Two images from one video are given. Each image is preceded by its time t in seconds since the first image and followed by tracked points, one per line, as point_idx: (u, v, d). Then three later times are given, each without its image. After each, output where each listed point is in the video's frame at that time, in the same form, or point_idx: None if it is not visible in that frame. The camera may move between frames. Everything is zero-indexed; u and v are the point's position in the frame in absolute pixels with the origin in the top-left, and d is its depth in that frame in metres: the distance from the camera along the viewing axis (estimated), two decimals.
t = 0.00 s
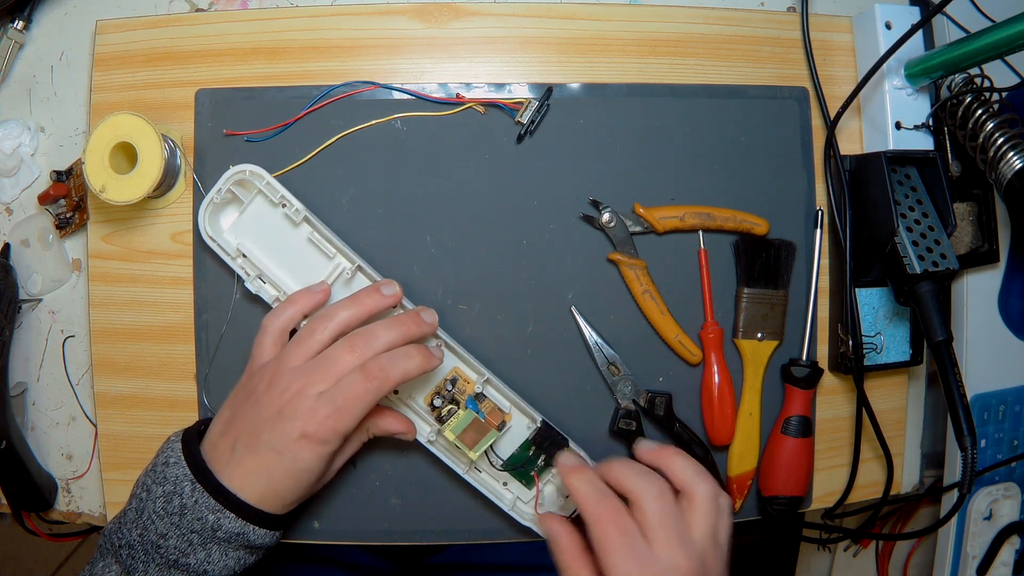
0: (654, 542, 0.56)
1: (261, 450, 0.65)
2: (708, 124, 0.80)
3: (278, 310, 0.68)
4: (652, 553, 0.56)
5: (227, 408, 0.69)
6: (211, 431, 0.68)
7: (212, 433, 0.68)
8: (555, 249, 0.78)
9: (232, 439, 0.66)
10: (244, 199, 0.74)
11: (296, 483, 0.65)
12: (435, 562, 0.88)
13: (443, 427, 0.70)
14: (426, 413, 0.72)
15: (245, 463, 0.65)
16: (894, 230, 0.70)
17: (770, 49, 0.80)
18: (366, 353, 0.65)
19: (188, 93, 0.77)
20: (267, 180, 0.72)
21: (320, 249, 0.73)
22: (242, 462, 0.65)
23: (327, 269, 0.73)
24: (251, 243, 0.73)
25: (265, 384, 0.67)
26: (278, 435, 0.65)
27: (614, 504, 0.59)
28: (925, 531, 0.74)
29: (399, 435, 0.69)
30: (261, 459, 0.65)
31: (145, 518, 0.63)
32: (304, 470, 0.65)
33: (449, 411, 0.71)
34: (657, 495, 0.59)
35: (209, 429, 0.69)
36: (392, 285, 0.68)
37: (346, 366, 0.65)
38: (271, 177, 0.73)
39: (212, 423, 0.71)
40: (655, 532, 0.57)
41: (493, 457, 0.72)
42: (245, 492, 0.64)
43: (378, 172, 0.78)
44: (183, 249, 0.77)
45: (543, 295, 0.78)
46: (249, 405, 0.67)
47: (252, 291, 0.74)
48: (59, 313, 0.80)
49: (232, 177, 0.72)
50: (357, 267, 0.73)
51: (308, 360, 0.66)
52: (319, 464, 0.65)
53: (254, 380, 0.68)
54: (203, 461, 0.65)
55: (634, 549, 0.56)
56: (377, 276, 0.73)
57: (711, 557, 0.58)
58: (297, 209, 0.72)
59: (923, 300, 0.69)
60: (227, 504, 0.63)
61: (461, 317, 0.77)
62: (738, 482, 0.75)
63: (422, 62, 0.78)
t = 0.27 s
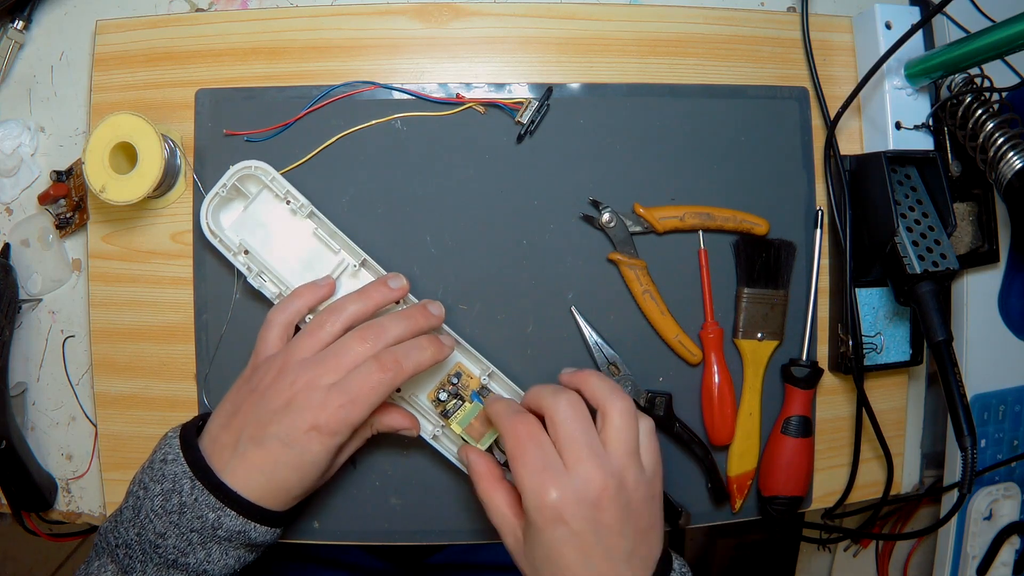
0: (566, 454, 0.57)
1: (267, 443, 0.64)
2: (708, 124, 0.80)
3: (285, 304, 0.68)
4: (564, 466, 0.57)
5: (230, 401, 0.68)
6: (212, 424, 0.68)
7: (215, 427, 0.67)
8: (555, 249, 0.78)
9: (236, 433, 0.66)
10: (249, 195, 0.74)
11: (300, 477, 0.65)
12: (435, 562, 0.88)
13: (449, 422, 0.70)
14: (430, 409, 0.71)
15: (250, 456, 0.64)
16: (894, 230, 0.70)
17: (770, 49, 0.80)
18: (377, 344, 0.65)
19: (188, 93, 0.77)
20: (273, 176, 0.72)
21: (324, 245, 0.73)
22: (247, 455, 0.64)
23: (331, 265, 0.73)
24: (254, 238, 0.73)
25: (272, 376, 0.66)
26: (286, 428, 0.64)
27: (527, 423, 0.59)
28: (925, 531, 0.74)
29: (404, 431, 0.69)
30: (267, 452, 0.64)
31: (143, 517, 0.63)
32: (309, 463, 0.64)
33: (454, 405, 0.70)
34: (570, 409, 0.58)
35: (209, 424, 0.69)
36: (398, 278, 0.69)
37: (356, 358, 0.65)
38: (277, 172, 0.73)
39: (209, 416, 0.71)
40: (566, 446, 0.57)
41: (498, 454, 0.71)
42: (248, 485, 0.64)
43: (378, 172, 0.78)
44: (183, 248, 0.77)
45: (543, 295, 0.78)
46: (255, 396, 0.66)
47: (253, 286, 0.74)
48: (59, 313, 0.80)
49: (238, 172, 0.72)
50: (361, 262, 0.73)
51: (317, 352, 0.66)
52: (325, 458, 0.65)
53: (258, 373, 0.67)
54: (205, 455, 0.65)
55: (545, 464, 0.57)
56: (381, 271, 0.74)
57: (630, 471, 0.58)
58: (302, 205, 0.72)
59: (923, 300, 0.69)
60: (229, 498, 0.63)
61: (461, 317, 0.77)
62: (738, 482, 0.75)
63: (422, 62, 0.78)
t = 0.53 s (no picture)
0: (569, 465, 0.57)
1: (267, 446, 0.63)
2: (708, 124, 0.80)
3: (284, 304, 0.68)
4: (567, 477, 0.56)
5: (231, 403, 0.67)
6: (212, 425, 0.67)
7: (215, 429, 0.66)
8: (555, 249, 0.78)
9: (237, 435, 0.65)
10: (248, 195, 0.74)
11: (301, 479, 0.64)
12: (434, 562, 0.88)
13: (448, 423, 0.70)
14: (430, 410, 0.71)
15: (251, 458, 0.63)
16: (894, 230, 0.70)
17: (770, 49, 0.80)
18: (376, 345, 0.64)
19: (188, 93, 0.77)
20: (271, 177, 0.72)
21: (323, 246, 0.73)
22: (247, 457, 0.63)
23: (330, 265, 0.73)
24: (254, 239, 0.73)
25: (271, 378, 0.65)
26: (286, 429, 0.63)
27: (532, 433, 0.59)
28: (925, 531, 0.74)
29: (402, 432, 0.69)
30: (268, 454, 0.63)
31: (144, 520, 0.63)
32: (310, 465, 0.63)
33: (453, 406, 0.71)
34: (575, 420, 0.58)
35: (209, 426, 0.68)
36: (397, 278, 0.69)
37: (357, 359, 0.64)
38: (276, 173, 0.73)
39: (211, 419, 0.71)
40: (570, 457, 0.57)
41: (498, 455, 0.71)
42: (250, 487, 0.63)
43: (378, 172, 0.78)
44: (183, 248, 0.77)
45: (543, 295, 0.78)
46: (255, 398, 0.65)
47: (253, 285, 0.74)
48: (59, 313, 0.80)
49: (237, 173, 0.72)
50: (361, 263, 0.73)
51: (317, 354, 0.65)
52: (327, 460, 0.64)
53: (259, 375, 0.67)
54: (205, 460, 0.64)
55: (548, 474, 0.56)
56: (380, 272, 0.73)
57: (628, 483, 0.59)
58: (301, 205, 0.72)
59: (923, 300, 0.69)
60: (231, 500, 0.62)
61: (461, 317, 0.77)
62: (738, 482, 0.75)
63: (422, 62, 0.78)
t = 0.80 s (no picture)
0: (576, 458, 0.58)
1: (270, 445, 0.63)
2: (708, 124, 0.80)
3: (285, 308, 0.68)
4: (574, 470, 0.57)
5: (238, 404, 0.68)
6: (220, 427, 0.68)
7: (224, 426, 0.68)
8: (555, 249, 0.78)
9: (242, 433, 0.65)
10: (249, 195, 0.74)
11: (304, 477, 0.64)
12: (434, 562, 0.88)
13: (449, 422, 0.71)
14: (430, 410, 0.71)
15: (254, 455, 0.63)
16: (894, 230, 0.70)
17: (770, 49, 0.80)
18: (377, 342, 0.65)
19: (188, 93, 0.77)
20: (273, 176, 0.72)
21: (324, 245, 0.73)
22: (250, 454, 0.64)
23: (331, 265, 0.73)
24: (254, 239, 0.73)
25: (277, 378, 0.66)
26: (288, 425, 0.63)
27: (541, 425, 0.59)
28: (926, 531, 0.74)
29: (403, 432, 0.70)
30: (270, 451, 0.63)
31: (147, 516, 0.62)
32: (312, 462, 0.64)
33: (453, 405, 0.71)
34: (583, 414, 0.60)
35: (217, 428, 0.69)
36: (398, 278, 0.69)
37: (357, 356, 0.65)
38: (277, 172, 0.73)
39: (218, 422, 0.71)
40: (578, 450, 0.58)
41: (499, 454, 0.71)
42: (255, 487, 0.63)
43: (378, 172, 0.78)
44: (183, 248, 0.77)
45: (542, 295, 0.78)
46: (260, 397, 0.66)
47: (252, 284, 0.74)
48: (59, 313, 0.80)
49: (238, 172, 0.72)
50: (362, 263, 0.73)
51: (320, 353, 0.65)
52: (329, 457, 0.64)
53: (265, 375, 0.67)
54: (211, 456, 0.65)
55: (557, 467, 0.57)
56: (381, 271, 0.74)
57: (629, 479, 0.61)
58: (302, 205, 0.72)
59: (923, 300, 0.69)
60: (233, 498, 0.62)
61: (461, 317, 0.77)
62: (738, 482, 0.75)
63: (422, 62, 0.78)
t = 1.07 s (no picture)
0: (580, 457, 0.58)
1: (271, 429, 0.63)
2: (708, 124, 0.80)
3: (286, 307, 0.69)
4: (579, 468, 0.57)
5: (247, 400, 0.69)
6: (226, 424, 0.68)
7: (230, 422, 0.67)
8: (555, 249, 0.78)
9: (246, 422, 0.65)
10: (250, 194, 0.74)
11: (305, 462, 0.62)
12: (434, 562, 0.88)
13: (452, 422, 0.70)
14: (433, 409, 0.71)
15: (256, 439, 0.63)
16: (894, 230, 0.70)
17: (770, 49, 0.80)
18: (376, 321, 0.65)
19: (188, 93, 0.77)
20: (275, 174, 0.72)
21: (326, 244, 0.73)
22: (252, 440, 0.63)
23: (332, 265, 0.73)
24: (255, 238, 0.73)
25: (283, 368, 0.67)
26: (290, 408, 0.63)
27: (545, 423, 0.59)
28: (925, 531, 0.74)
29: (415, 422, 0.67)
30: (271, 434, 0.63)
31: (145, 503, 0.61)
32: (314, 446, 0.62)
33: (455, 405, 0.71)
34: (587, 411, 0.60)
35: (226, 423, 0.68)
36: (401, 272, 0.70)
37: (359, 339, 0.65)
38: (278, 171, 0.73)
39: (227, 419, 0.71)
40: (582, 448, 0.58)
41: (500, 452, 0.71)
42: (257, 475, 0.62)
43: (379, 172, 0.78)
44: (183, 248, 0.77)
45: (543, 295, 0.78)
46: (266, 388, 0.67)
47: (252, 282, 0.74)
48: (59, 313, 0.80)
49: (240, 171, 0.72)
50: (364, 261, 0.73)
51: (323, 339, 0.66)
52: (330, 440, 0.62)
53: (272, 369, 0.68)
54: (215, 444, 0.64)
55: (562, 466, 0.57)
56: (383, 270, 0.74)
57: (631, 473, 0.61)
58: (304, 205, 0.72)
59: (923, 300, 0.69)
60: (232, 484, 0.61)
61: (461, 317, 0.77)
62: (738, 482, 0.75)
63: (422, 62, 0.78)
